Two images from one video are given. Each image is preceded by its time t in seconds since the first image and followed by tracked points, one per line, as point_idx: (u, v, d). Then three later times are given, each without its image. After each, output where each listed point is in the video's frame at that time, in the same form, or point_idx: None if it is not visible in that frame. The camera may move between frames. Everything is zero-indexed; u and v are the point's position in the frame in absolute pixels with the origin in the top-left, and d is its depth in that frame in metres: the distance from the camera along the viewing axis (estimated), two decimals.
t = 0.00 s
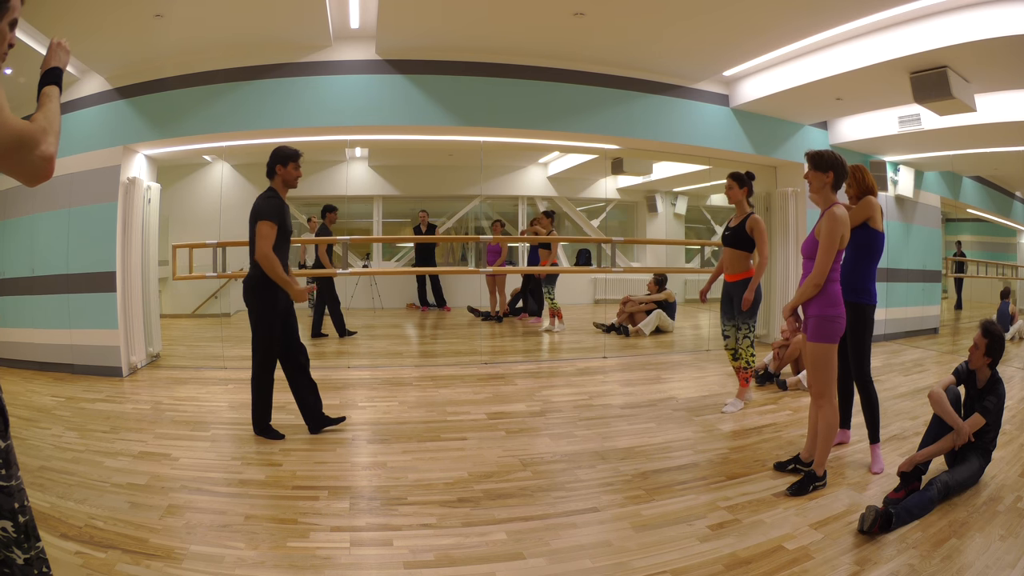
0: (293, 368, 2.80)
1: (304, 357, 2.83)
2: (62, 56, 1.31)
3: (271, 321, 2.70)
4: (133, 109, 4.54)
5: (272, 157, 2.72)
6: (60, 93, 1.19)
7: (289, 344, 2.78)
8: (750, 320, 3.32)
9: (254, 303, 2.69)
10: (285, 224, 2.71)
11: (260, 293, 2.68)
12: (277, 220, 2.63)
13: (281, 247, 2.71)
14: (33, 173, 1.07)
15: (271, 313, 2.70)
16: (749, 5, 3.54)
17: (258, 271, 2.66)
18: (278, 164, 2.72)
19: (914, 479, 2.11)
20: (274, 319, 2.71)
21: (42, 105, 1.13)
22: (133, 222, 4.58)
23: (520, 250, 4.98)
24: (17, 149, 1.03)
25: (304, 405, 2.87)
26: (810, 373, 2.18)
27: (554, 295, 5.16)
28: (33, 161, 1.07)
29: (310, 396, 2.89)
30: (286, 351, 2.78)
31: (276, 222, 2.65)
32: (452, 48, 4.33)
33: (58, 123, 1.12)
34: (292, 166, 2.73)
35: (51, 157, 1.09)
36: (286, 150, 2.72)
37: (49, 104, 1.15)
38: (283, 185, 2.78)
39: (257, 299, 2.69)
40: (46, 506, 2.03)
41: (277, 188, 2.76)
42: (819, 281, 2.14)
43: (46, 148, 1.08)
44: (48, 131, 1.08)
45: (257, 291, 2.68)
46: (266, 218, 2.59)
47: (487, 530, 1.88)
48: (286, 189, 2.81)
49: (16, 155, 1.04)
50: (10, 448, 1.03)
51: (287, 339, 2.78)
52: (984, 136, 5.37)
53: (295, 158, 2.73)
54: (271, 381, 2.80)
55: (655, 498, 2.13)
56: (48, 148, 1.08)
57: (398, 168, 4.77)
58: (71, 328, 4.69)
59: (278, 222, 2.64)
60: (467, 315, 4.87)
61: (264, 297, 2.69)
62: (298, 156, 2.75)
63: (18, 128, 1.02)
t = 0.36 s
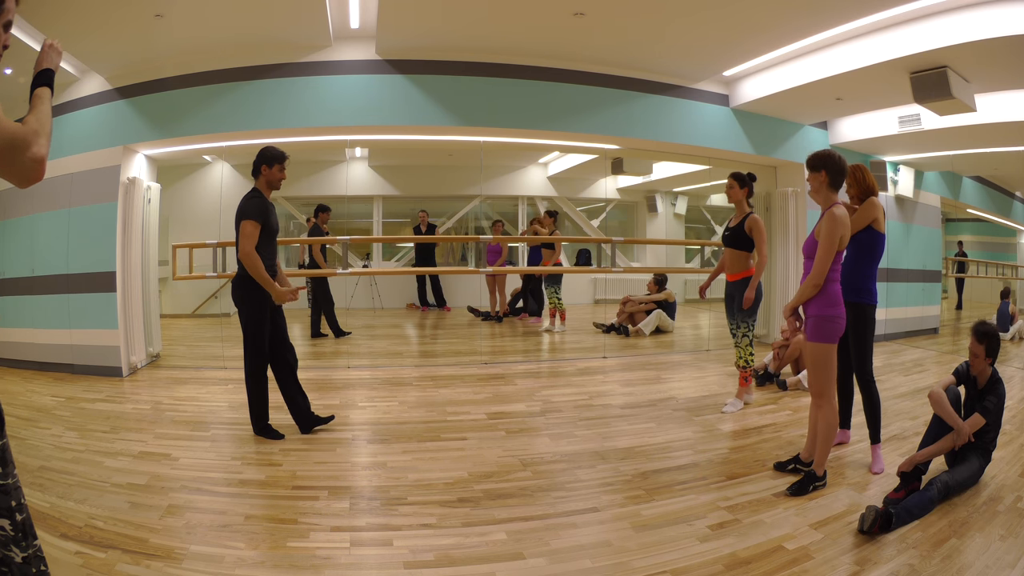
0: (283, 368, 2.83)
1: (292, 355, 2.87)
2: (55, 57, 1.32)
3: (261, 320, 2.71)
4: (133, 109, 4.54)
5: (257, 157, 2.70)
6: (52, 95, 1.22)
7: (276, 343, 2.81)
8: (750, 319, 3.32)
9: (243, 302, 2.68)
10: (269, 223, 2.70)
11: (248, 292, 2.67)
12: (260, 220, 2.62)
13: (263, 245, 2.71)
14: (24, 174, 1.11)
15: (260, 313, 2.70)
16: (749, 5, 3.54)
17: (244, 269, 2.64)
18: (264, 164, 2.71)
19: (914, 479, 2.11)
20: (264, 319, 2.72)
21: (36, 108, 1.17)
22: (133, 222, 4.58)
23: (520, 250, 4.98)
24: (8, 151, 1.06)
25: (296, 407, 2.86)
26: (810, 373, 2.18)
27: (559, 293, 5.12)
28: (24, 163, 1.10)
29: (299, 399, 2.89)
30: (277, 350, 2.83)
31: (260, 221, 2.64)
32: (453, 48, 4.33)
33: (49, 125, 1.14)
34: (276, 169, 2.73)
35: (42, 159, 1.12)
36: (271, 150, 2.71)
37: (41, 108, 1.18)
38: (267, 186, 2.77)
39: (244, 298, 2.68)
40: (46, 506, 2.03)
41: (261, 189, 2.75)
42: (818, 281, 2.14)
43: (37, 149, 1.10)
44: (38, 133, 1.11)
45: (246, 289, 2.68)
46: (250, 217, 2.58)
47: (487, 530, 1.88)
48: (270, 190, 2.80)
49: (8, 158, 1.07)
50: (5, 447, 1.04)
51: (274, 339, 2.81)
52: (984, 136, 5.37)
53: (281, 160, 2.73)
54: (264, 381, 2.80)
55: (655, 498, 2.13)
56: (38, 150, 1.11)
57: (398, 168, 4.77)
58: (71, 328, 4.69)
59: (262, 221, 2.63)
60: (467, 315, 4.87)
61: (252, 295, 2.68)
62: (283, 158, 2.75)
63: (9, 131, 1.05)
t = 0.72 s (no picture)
0: (281, 367, 2.87)
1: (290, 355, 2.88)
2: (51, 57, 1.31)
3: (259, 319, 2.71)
4: (133, 109, 4.54)
5: (258, 157, 2.71)
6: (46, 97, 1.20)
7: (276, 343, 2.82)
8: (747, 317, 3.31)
9: (242, 301, 2.70)
10: (267, 222, 2.73)
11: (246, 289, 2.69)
12: (257, 217, 2.64)
13: (260, 243, 2.72)
14: (15, 177, 1.09)
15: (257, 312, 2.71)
16: (749, 5, 3.54)
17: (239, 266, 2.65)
18: (263, 165, 2.71)
19: (914, 478, 2.12)
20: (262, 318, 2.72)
21: (29, 109, 1.15)
22: (133, 222, 4.58)
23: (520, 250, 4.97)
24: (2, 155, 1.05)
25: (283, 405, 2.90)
26: (807, 373, 2.18)
27: (561, 293, 5.11)
28: (17, 167, 1.09)
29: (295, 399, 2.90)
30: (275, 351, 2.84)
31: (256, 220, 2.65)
32: (453, 48, 4.32)
33: (43, 127, 1.12)
34: (275, 169, 2.72)
35: (35, 162, 1.11)
36: (272, 151, 2.71)
37: (35, 108, 1.16)
38: (265, 186, 2.78)
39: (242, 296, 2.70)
40: (46, 506, 2.03)
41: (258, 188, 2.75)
42: (813, 282, 2.15)
43: (30, 154, 1.10)
44: (32, 137, 1.09)
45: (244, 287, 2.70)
46: (247, 214, 2.60)
47: (487, 529, 1.88)
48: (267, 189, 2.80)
49: None
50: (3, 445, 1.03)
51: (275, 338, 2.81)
52: (984, 136, 5.36)
53: (281, 161, 2.72)
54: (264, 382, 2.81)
55: (654, 498, 2.13)
56: (31, 154, 1.10)
57: (397, 169, 4.77)
58: (71, 328, 4.69)
59: (259, 218, 2.65)
60: (467, 315, 4.87)
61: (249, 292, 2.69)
62: (285, 160, 2.75)
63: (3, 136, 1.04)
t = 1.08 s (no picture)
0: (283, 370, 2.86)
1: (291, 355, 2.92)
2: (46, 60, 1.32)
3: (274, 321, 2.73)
4: (133, 109, 4.54)
5: (261, 157, 2.72)
6: (43, 101, 1.23)
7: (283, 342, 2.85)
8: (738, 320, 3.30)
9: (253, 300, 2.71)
10: (270, 218, 2.71)
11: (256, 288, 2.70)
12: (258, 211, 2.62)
13: (261, 236, 2.69)
14: (14, 180, 1.12)
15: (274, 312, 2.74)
16: (749, 5, 3.54)
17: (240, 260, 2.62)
18: (269, 163, 2.72)
19: (913, 479, 2.12)
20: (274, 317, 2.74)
21: (26, 113, 1.17)
22: (133, 222, 4.58)
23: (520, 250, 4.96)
24: (2, 158, 1.08)
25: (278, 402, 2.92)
26: (807, 373, 2.18)
27: (557, 293, 5.15)
28: (17, 171, 1.11)
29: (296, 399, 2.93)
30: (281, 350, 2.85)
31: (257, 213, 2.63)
32: (453, 48, 4.33)
33: (40, 132, 1.16)
34: (282, 164, 2.73)
35: (33, 166, 1.14)
36: (275, 147, 2.72)
37: (33, 112, 1.19)
38: (274, 183, 2.77)
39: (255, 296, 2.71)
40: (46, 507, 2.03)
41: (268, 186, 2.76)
42: (811, 282, 2.15)
43: (29, 158, 1.12)
44: (31, 141, 1.13)
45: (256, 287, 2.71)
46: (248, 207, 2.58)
47: (487, 530, 1.88)
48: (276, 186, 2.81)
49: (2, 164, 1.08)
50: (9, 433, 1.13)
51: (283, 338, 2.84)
52: (984, 136, 5.36)
53: (285, 155, 2.74)
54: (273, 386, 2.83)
55: (654, 498, 2.13)
56: (30, 158, 1.13)
57: (397, 168, 4.77)
58: (71, 328, 4.69)
59: (259, 212, 2.63)
60: (467, 315, 4.87)
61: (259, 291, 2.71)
62: (287, 154, 2.76)
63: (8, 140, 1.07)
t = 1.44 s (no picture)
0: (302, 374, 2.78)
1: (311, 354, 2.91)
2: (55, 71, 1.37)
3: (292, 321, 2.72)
4: (133, 109, 4.54)
5: (273, 156, 2.70)
6: (55, 110, 1.26)
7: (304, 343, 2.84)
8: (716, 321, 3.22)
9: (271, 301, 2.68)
10: (286, 218, 2.68)
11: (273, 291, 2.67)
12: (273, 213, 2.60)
13: (279, 238, 2.67)
14: (29, 189, 1.17)
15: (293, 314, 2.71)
16: (749, 5, 3.54)
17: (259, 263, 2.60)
18: (281, 163, 2.70)
19: (913, 478, 2.12)
20: (293, 317, 2.72)
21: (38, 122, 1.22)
22: (133, 222, 4.58)
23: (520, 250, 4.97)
24: (14, 168, 1.13)
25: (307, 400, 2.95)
26: (807, 373, 2.18)
27: (542, 294, 5.09)
28: (29, 180, 1.17)
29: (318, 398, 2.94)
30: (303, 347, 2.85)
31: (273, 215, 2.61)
32: (453, 48, 4.33)
33: (52, 142, 1.20)
34: (294, 162, 2.70)
35: (47, 175, 1.19)
36: (285, 146, 2.70)
37: (45, 124, 1.22)
38: (289, 182, 2.75)
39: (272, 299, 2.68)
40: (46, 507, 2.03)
41: (283, 186, 2.74)
42: (811, 283, 2.15)
43: (42, 168, 1.18)
44: (43, 151, 1.18)
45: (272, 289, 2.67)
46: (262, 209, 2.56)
47: (487, 529, 1.88)
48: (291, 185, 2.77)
49: (13, 173, 1.13)
50: (20, 417, 1.21)
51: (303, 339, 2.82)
52: (984, 136, 5.36)
53: (296, 153, 2.71)
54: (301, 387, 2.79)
55: (655, 498, 2.13)
56: (43, 168, 1.18)
57: (398, 168, 4.77)
58: (71, 328, 4.69)
59: (273, 213, 2.61)
60: (467, 315, 4.87)
61: (277, 294, 2.67)
62: (297, 151, 2.73)
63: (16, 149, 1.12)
